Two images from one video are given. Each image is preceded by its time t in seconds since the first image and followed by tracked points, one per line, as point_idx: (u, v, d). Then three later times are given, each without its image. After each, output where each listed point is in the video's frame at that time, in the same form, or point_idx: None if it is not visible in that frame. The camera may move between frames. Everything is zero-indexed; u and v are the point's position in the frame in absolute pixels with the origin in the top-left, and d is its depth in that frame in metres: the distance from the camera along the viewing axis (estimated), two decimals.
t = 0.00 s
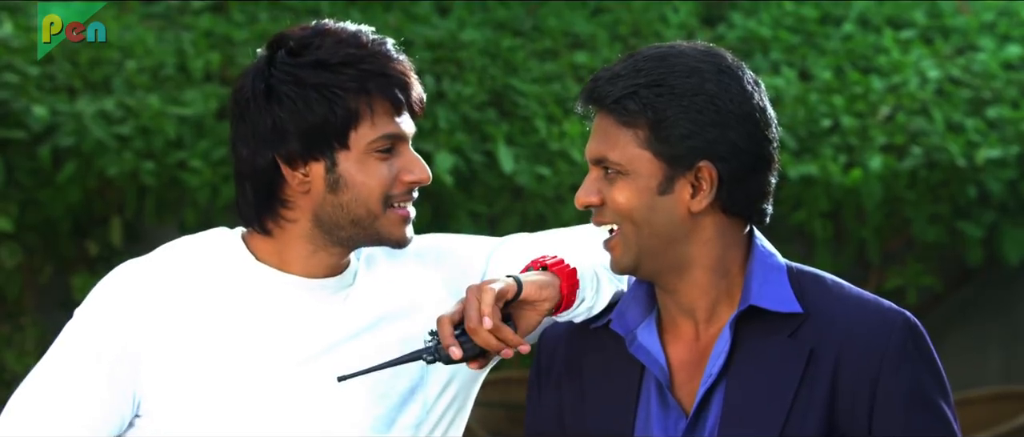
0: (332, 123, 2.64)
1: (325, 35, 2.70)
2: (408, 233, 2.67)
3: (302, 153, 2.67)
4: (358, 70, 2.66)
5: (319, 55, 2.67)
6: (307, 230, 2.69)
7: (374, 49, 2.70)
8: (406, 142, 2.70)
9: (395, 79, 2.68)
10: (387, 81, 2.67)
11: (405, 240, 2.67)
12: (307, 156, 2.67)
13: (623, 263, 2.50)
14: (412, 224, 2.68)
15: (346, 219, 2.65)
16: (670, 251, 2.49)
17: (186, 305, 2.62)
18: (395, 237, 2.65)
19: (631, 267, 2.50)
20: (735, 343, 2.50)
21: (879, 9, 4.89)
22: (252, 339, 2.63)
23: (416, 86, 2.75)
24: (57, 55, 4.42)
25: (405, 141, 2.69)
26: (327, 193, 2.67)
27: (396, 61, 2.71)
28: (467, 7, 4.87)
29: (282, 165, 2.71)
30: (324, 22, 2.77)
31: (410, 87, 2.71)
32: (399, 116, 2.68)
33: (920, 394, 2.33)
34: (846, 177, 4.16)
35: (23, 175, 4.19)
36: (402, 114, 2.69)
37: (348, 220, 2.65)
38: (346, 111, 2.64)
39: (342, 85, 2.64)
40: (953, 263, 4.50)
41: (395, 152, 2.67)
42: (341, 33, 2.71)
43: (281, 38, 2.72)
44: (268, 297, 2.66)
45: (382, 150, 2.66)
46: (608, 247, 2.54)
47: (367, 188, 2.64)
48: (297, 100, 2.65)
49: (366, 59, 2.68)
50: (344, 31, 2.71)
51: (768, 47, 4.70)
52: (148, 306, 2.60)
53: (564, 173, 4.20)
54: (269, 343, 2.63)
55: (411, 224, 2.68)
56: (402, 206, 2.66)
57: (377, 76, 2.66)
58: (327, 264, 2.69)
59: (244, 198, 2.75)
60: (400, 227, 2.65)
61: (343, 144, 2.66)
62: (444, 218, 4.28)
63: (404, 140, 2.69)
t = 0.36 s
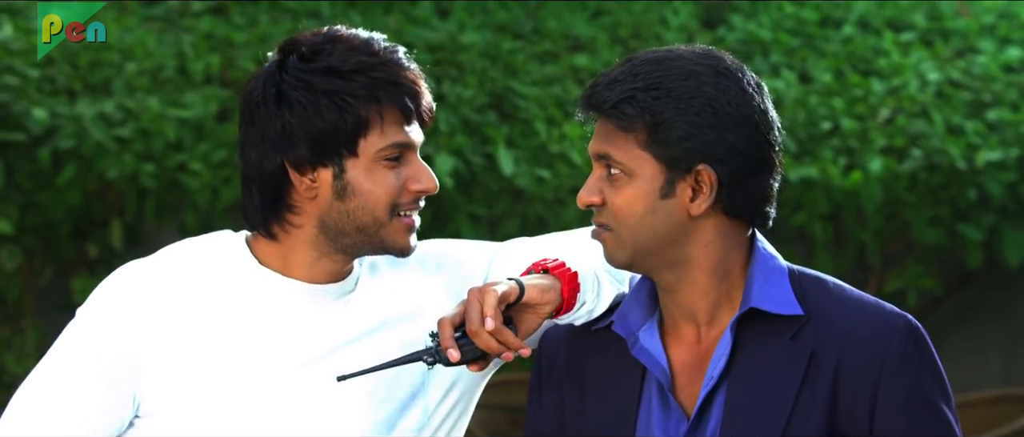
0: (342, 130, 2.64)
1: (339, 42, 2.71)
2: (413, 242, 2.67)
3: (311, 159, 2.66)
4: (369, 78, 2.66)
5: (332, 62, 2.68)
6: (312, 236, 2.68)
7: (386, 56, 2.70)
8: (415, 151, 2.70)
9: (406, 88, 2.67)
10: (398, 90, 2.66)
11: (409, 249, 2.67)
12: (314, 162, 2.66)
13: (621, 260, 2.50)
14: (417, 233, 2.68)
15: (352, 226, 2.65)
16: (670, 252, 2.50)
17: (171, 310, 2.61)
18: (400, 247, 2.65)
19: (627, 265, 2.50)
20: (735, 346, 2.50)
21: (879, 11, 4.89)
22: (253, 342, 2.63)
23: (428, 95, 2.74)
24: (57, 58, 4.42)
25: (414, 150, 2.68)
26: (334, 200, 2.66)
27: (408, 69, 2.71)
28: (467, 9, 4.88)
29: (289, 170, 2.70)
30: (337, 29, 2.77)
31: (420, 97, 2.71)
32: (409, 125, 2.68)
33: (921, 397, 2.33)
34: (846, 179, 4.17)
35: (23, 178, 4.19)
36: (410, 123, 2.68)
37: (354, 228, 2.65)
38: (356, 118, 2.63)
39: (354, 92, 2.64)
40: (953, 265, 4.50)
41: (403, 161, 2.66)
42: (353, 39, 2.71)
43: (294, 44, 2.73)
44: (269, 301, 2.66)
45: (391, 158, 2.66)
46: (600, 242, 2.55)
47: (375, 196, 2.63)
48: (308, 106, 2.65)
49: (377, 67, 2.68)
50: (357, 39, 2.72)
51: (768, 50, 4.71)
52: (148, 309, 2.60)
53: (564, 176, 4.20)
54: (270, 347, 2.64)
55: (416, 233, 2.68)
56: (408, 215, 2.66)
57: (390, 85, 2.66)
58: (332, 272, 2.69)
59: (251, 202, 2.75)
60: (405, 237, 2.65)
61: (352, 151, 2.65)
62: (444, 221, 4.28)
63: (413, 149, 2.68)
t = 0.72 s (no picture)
0: (337, 131, 2.63)
1: (338, 42, 2.70)
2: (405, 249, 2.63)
3: (304, 159, 2.66)
4: (365, 81, 2.64)
5: (329, 64, 2.67)
6: (307, 238, 2.68)
7: (383, 60, 2.68)
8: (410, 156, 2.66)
9: (401, 92, 2.65)
10: (394, 93, 2.64)
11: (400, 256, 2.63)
12: (309, 161, 2.66)
13: (631, 256, 2.46)
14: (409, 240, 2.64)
15: (344, 230, 2.63)
16: (677, 249, 2.48)
17: (173, 312, 2.61)
18: (391, 254, 2.61)
19: (635, 261, 2.47)
20: (735, 348, 2.50)
21: (878, 13, 4.89)
22: (253, 344, 2.64)
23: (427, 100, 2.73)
24: (57, 59, 4.42)
25: (408, 155, 2.65)
26: (326, 203, 2.65)
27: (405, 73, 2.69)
28: (466, 11, 4.88)
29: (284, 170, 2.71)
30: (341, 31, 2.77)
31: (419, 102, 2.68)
32: (404, 129, 2.65)
33: (921, 397, 2.34)
34: (846, 181, 4.17)
35: (23, 179, 4.18)
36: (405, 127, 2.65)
37: (346, 231, 2.62)
38: (350, 119, 2.62)
39: (348, 94, 2.63)
40: (953, 266, 4.51)
41: (397, 165, 2.63)
42: (353, 40, 2.70)
43: (294, 44, 2.73)
44: (269, 302, 2.66)
45: (383, 162, 2.63)
46: (604, 240, 2.51)
47: (366, 201, 2.60)
48: (304, 106, 2.65)
49: (374, 71, 2.66)
50: (357, 40, 2.71)
51: (768, 51, 4.71)
52: (150, 311, 2.60)
53: (563, 177, 4.21)
54: (271, 348, 2.64)
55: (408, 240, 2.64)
56: (400, 221, 2.62)
57: (384, 88, 2.64)
58: (329, 275, 2.69)
59: (249, 201, 2.76)
60: (396, 244, 2.61)
61: (346, 153, 2.64)
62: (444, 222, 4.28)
63: (407, 154, 2.65)
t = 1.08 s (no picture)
0: (326, 134, 2.64)
1: (347, 51, 2.74)
2: (392, 259, 2.61)
3: (297, 162, 2.68)
4: (365, 88, 2.66)
5: (335, 72, 2.71)
6: (299, 245, 2.68)
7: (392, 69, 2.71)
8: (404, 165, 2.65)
9: (399, 101, 2.65)
10: (391, 102, 2.64)
11: (386, 265, 2.61)
12: (302, 166, 2.68)
13: (619, 263, 2.48)
14: (397, 249, 2.61)
15: (329, 234, 2.62)
16: (666, 255, 2.48)
17: (175, 316, 2.59)
18: (376, 261, 2.60)
19: (625, 267, 2.48)
20: (732, 350, 2.49)
21: (878, 15, 4.90)
22: (260, 349, 2.60)
23: (435, 114, 2.73)
24: (57, 60, 4.42)
25: (400, 163, 2.63)
26: (315, 207, 2.65)
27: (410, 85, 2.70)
28: (467, 12, 4.89)
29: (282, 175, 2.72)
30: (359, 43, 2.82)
31: (417, 113, 2.66)
32: (396, 138, 2.63)
33: (918, 396, 2.35)
34: (846, 183, 4.17)
35: (23, 181, 4.19)
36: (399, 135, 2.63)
37: (332, 237, 2.62)
38: (340, 124, 2.63)
39: (344, 100, 2.65)
40: (953, 267, 4.51)
41: (387, 173, 2.62)
42: (363, 51, 2.74)
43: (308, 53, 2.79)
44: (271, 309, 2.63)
45: (372, 168, 2.62)
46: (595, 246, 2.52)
47: (352, 207, 2.60)
48: (300, 110, 2.69)
49: (376, 78, 2.68)
50: (368, 52, 2.74)
51: (768, 52, 4.71)
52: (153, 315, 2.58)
53: (564, 178, 4.21)
54: (273, 353, 2.60)
55: (397, 249, 2.62)
56: (389, 230, 2.61)
57: (382, 95, 2.65)
58: (327, 290, 2.67)
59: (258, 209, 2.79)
60: (383, 252, 2.60)
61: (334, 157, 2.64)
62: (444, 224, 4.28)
63: (398, 162, 2.63)
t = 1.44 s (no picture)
0: (351, 135, 2.67)
1: (380, 59, 2.79)
2: (410, 261, 2.62)
3: (321, 164, 2.71)
4: (393, 90, 2.70)
5: (365, 76, 2.75)
6: (319, 245, 2.71)
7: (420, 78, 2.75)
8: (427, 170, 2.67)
9: (425, 107, 2.67)
10: (418, 108, 2.67)
11: (403, 267, 2.62)
12: (325, 168, 2.71)
13: (619, 268, 2.47)
14: (416, 252, 2.63)
15: (350, 234, 2.64)
16: (667, 256, 2.48)
17: (182, 317, 2.61)
18: (394, 261, 2.61)
19: (626, 271, 2.48)
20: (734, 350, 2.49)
21: (878, 15, 4.90)
22: (265, 350, 2.62)
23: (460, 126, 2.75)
24: (57, 61, 4.42)
25: (422, 167, 2.66)
26: (336, 208, 2.68)
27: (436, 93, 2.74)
28: (467, 13, 4.90)
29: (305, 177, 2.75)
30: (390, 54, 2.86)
31: (441, 118, 2.69)
32: (419, 141, 2.65)
33: (920, 391, 2.35)
34: (847, 183, 4.16)
35: (23, 181, 4.19)
36: (422, 139, 2.65)
37: (349, 237, 2.64)
38: (365, 125, 2.66)
39: (371, 102, 2.68)
40: (953, 267, 4.50)
41: (408, 175, 2.64)
42: (395, 60, 2.79)
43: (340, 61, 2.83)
44: (274, 310, 2.65)
45: (394, 169, 2.64)
46: (594, 252, 2.51)
47: (372, 207, 2.62)
48: (328, 111, 2.73)
49: (403, 83, 2.72)
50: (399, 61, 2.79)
51: (768, 53, 4.71)
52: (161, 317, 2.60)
53: (563, 179, 4.20)
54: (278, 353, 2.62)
55: (416, 252, 2.63)
56: (408, 231, 2.62)
57: (409, 100, 2.68)
58: (344, 294, 2.70)
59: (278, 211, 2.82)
60: (401, 253, 2.61)
61: (357, 158, 2.66)
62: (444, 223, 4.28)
63: (420, 165, 2.65)
